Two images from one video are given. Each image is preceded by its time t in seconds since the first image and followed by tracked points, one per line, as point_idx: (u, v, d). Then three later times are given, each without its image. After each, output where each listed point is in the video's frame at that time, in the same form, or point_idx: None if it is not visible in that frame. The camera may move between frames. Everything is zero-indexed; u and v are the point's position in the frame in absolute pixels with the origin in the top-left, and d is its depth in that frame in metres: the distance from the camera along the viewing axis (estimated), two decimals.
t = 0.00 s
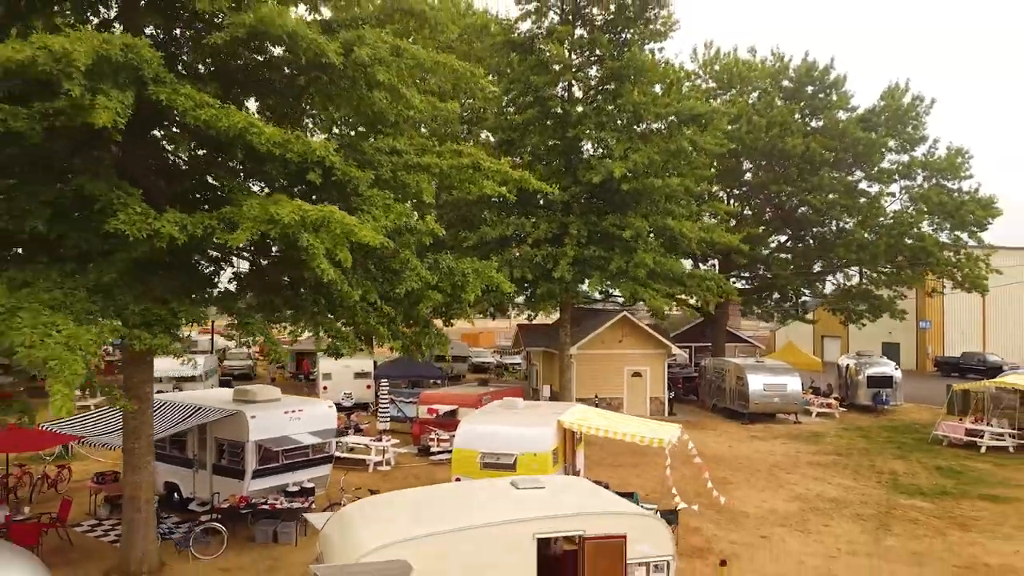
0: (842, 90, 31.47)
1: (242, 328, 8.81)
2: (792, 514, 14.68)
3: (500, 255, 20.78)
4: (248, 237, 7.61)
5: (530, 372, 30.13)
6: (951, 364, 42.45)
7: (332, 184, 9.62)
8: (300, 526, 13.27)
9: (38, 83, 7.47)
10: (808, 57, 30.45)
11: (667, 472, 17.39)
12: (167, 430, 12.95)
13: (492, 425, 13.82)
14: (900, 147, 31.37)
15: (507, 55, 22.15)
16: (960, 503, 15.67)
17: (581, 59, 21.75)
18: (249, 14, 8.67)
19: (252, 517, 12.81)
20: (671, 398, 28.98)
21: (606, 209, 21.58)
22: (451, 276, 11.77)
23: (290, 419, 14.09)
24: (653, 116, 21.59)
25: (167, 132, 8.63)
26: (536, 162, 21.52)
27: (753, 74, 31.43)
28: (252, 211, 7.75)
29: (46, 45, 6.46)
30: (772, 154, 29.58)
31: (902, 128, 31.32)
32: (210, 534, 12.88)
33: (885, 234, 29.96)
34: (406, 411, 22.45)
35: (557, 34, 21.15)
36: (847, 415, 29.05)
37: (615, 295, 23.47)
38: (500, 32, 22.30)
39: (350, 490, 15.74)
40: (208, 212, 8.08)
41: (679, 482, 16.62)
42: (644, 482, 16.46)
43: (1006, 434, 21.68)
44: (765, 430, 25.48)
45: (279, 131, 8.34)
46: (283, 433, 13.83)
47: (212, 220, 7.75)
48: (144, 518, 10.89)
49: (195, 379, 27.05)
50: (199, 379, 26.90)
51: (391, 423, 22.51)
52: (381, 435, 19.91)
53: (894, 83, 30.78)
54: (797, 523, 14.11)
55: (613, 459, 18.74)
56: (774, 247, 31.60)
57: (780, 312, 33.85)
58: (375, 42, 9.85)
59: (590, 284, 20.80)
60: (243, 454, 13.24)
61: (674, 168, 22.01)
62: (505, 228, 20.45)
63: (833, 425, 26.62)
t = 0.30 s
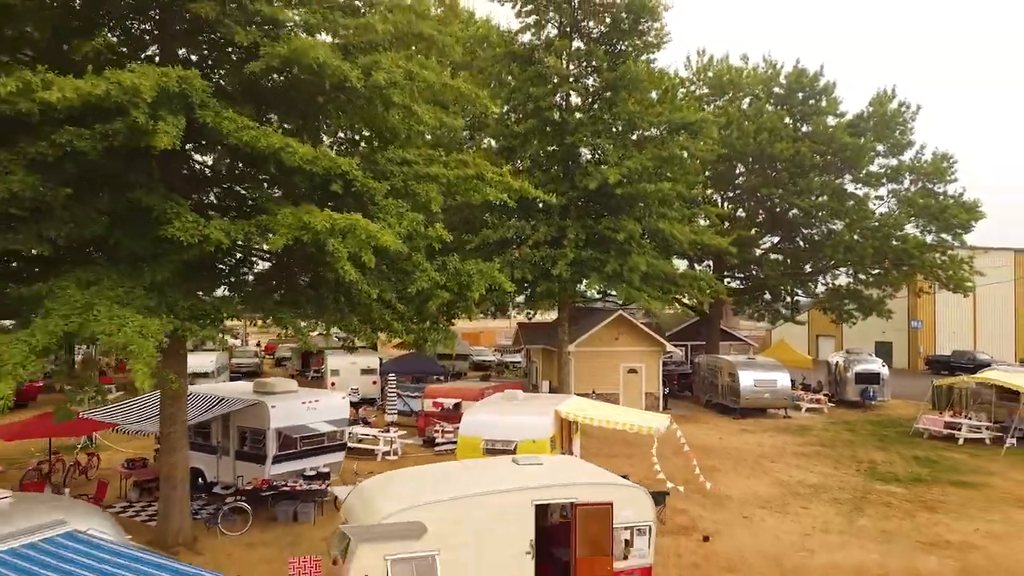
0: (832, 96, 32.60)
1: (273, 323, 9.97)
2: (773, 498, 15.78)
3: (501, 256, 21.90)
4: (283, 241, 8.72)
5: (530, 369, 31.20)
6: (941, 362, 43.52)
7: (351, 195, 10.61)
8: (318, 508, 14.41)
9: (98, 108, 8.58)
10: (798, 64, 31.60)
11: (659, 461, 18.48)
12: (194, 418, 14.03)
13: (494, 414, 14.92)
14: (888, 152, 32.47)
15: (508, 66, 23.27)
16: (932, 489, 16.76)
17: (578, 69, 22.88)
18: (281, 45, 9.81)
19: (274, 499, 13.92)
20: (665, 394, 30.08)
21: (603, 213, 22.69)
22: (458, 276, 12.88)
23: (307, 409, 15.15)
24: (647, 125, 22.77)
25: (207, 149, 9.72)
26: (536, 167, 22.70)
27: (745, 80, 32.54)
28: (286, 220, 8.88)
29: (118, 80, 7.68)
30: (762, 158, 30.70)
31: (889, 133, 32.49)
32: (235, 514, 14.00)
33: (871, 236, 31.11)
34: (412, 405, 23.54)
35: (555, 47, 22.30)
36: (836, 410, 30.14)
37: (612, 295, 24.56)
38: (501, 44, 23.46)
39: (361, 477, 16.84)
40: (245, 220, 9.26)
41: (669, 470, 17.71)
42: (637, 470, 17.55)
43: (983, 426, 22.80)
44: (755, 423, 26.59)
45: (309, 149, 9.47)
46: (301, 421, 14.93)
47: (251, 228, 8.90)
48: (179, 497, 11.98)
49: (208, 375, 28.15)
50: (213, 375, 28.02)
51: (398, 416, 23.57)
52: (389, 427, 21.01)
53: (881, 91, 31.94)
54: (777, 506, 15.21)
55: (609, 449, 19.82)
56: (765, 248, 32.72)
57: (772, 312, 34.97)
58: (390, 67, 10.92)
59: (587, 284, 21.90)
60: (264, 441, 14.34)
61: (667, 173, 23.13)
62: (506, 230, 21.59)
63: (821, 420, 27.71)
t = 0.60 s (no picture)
0: (822, 102, 33.64)
1: (295, 316, 11.08)
2: (757, 484, 16.85)
3: (502, 257, 22.94)
4: (308, 245, 9.77)
5: (530, 366, 32.22)
6: (932, 361, 44.51)
7: (366, 202, 11.64)
8: (331, 492, 15.45)
9: (145, 126, 9.65)
10: (790, 71, 32.63)
11: (651, 451, 19.51)
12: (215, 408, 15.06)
13: (495, 405, 15.94)
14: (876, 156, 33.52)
15: (508, 74, 24.29)
16: (907, 476, 17.84)
17: (576, 78, 23.96)
18: (303, 68, 10.91)
19: (290, 483, 14.95)
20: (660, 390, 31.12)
21: (599, 216, 23.78)
22: (462, 276, 13.93)
23: (321, 400, 16.19)
24: (641, 131, 23.84)
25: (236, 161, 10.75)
26: (536, 172, 23.81)
27: (738, 86, 33.58)
28: (310, 225, 9.93)
29: (169, 104, 8.86)
30: (755, 161, 31.74)
31: (878, 138, 33.59)
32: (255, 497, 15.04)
33: (859, 238, 32.16)
34: (416, 400, 24.58)
35: (553, 57, 23.36)
36: (825, 406, 31.17)
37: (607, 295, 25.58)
38: (502, 54, 24.54)
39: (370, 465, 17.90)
40: (272, 225, 10.43)
41: (660, 459, 18.75)
42: (629, 459, 18.59)
43: (962, 420, 23.86)
44: (746, 418, 27.62)
45: (330, 162, 10.56)
46: (315, 411, 15.97)
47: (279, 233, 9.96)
48: (206, 479, 13.09)
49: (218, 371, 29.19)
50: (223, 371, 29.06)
51: (403, 410, 24.60)
52: (395, 419, 22.05)
53: (870, 96, 33.01)
54: (760, 491, 16.28)
55: (603, 440, 20.84)
56: (759, 250, 33.95)
57: (764, 311, 36.01)
58: (400, 86, 12.01)
59: (584, 284, 22.94)
60: (281, 430, 15.36)
61: (661, 177, 24.18)
62: (507, 233, 22.67)
63: (810, 415, 28.75)
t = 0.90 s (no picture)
0: (813, 107, 34.72)
1: (315, 313, 12.13)
2: (743, 471, 17.90)
3: (503, 257, 24.02)
4: (327, 247, 10.80)
5: (530, 363, 33.29)
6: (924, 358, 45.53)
7: (378, 208, 12.67)
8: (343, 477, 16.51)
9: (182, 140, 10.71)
10: (782, 76, 33.72)
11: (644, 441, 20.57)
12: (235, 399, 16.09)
13: (496, 397, 17.01)
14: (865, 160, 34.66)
15: (508, 82, 25.36)
16: (885, 464, 18.88)
17: (574, 86, 25.04)
18: (323, 87, 11.96)
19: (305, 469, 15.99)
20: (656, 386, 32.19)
21: (596, 218, 24.93)
22: (466, 276, 14.99)
23: (333, 391, 17.26)
24: (636, 137, 24.94)
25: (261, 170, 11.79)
26: (535, 176, 24.93)
27: (732, 92, 34.68)
28: (330, 230, 10.98)
29: (208, 122, 9.92)
30: (747, 164, 32.83)
31: (867, 142, 34.76)
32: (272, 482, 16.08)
33: (847, 240, 33.32)
34: (421, 394, 25.62)
35: (552, 66, 24.46)
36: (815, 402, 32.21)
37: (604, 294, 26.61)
38: (502, 63, 25.66)
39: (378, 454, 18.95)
40: (295, 230, 11.47)
41: (652, 449, 19.81)
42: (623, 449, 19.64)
43: (943, 414, 24.91)
44: (737, 413, 28.67)
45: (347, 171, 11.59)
46: (327, 402, 17.01)
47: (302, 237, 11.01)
48: (229, 463, 14.18)
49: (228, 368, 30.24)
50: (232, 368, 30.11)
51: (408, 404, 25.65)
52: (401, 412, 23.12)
53: (859, 102, 34.14)
54: (745, 477, 17.33)
55: (599, 432, 21.90)
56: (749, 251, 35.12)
57: (757, 309, 37.12)
58: (410, 101, 13.05)
59: (581, 283, 24.00)
60: (296, 419, 16.38)
61: (655, 180, 25.27)
62: (508, 234, 23.77)
63: (800, 409, 29.79)
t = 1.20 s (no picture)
0: (806, 111, 35.70)
1: (331, 311, 13.09)
2: (732, 462, 18.86)
3: (504, 259, 25.02)
4: (344, 251, 11.81)
5: (530, 361, 34.24)
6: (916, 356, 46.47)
7: (390, 215, 13.65)
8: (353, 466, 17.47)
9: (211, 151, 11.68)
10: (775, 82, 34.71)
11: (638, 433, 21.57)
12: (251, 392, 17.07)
13: (499, 391, 18.02)
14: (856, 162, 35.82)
15: (509, 89, 26.32)
16: (868, 455, 19.85)
17: (572, 93, 26.02)
18: (339, 102, 12.93)
19: (318, 458, 16.95)
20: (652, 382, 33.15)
21: (595, 220, 25.91)
22: (471, 276, 16.02)
23: (343, 385, 18.23)
24: (632, 143, 25.93)
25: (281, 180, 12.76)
26: (535, 180, 25.91)
27: (726, 97, 35.67)
28: (347, 235, 11.99)
29: (238, 137, 10.95)
30: (741, 168, 33.82)
31: (857, 146, 35.89)
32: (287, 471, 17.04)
33: (839, 240, 34.29)
34: (425, 390, 26.58)
35: (551, 74, 25.44)
36: (807, 398, 33.18)
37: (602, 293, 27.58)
38: (503, 71, 26.65)
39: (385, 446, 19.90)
40: (313, 234, 12.43)
41: (646, 441, 20.78)
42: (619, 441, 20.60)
43: (928, 408, 25.90)
44: (731, 408, 29.64)
45: (362, 181, 12.58)
46: (339, 395, 17.98)
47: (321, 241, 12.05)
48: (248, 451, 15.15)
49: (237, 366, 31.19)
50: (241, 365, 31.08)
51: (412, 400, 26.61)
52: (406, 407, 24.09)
53: (850, 107, 35.17)
54: (733, 467, 18.30)
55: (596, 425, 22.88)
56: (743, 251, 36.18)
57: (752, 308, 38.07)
58: (418, 113, 14.05)
59: (579, 283, 24.95)
60: (309, 411, 17.34)
61: (651, 184, 26.28)
62: (509, 236, 24.76)
63: (791, 405, 30.72)
